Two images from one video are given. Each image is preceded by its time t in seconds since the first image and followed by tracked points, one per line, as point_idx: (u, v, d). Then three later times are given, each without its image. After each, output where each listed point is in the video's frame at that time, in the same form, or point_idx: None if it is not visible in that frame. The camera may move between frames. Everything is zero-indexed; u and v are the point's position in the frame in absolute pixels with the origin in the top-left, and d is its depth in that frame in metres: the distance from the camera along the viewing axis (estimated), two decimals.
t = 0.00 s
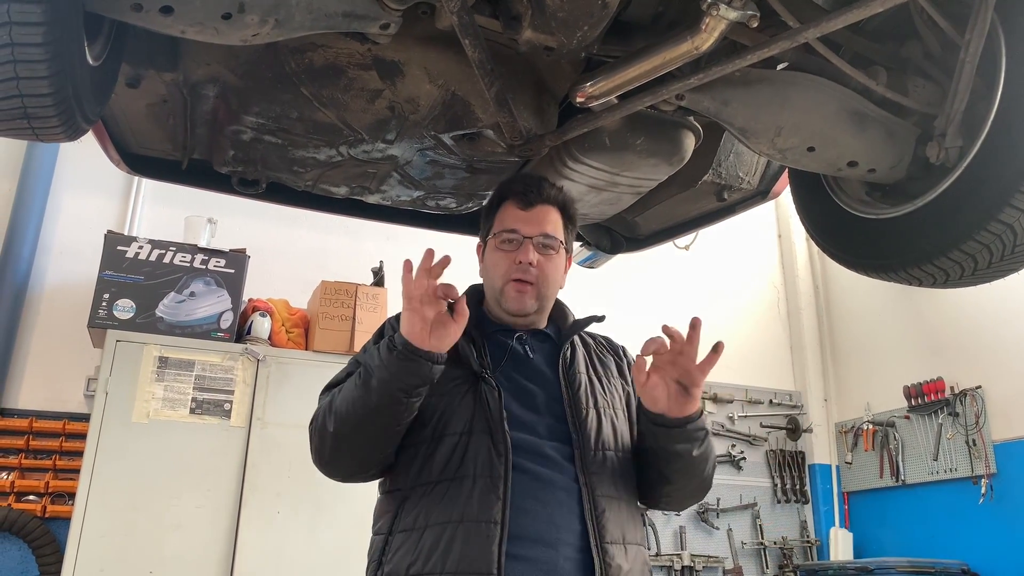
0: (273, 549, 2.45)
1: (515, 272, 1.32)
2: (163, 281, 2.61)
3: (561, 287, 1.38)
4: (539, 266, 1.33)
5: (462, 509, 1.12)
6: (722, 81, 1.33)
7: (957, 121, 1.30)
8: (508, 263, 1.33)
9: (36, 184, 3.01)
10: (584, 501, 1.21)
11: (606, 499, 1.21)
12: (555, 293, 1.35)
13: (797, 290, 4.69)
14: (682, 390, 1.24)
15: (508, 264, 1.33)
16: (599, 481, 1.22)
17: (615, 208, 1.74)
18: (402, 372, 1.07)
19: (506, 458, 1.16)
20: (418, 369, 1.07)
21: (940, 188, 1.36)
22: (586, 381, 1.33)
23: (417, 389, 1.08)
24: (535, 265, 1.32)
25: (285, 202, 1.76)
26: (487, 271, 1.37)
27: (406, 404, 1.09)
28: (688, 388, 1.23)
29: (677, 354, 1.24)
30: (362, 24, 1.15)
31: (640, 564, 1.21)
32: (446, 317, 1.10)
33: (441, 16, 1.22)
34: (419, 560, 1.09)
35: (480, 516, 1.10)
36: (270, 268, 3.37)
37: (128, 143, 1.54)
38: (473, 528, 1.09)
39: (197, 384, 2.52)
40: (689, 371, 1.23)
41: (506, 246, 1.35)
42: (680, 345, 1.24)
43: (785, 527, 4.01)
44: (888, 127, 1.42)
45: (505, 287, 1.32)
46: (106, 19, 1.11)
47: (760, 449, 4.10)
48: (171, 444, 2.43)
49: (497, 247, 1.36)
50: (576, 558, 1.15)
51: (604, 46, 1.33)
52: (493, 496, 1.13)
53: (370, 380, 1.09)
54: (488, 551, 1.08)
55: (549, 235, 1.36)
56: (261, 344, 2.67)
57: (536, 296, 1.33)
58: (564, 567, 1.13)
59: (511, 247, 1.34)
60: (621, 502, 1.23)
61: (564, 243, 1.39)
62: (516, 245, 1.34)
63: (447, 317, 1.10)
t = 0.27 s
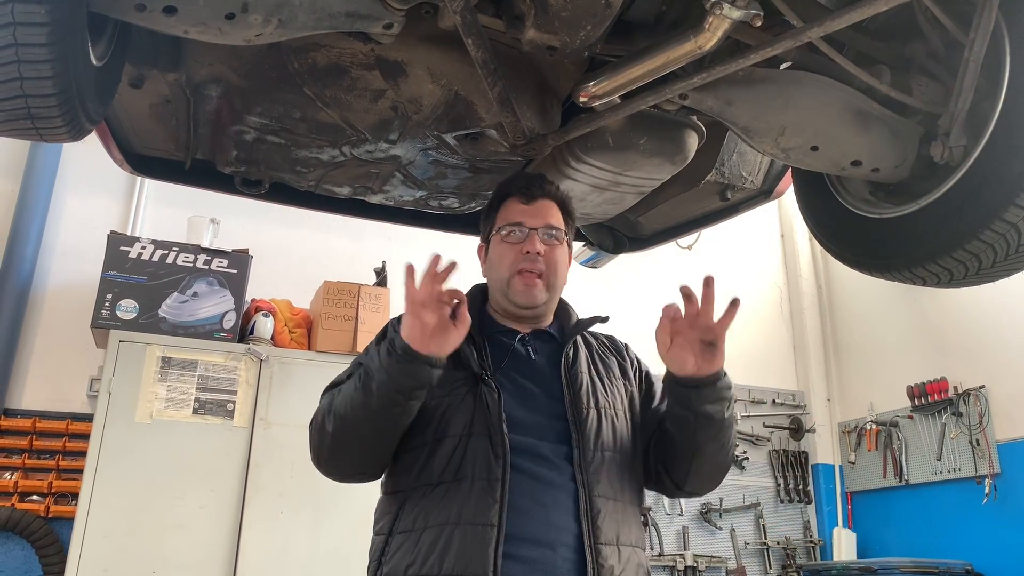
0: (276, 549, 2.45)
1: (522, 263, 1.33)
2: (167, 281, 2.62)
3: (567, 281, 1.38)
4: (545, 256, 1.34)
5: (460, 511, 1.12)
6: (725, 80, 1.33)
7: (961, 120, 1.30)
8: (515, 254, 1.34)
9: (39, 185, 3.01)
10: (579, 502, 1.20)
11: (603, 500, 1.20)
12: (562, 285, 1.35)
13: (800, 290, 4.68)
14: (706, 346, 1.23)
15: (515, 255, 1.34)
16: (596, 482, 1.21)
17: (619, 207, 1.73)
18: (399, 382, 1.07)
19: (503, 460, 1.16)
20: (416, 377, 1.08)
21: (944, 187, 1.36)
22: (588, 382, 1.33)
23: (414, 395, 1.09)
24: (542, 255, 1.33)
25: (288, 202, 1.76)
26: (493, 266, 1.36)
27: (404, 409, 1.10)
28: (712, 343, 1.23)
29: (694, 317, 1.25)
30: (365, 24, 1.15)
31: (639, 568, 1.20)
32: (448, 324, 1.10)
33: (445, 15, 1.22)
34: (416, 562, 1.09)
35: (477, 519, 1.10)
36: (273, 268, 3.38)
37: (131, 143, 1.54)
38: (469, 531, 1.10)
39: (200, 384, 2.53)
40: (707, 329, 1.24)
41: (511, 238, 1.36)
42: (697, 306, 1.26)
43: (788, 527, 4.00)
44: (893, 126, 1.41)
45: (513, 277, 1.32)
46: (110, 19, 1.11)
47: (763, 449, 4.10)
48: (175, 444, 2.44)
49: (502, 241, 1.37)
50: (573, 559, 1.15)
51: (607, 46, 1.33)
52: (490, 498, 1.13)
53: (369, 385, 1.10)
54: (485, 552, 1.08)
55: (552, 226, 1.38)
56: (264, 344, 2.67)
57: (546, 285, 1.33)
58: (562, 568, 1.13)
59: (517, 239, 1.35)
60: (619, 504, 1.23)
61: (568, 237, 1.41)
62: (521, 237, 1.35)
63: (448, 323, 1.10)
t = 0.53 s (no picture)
0: (278, 549, 2.45)
1: (517, 272, 1.33)
2: (168, 281, 2.62)
3: (565, 287, 1.38)
4: (542, 266, 1.33)
5: (457, 514, 1.12)
6: (725, 79, 1.33)
7: (962, 119, 1.30)
8: (510, 263, 1.34)
9: (41, 185, 3.02)
10: (580, 504, 1.20)
11: (602, 502, 1.21)
12: (559, 293, 1.36)
13: (802, 289, 4.67)
14: (705, 369, 1.25)
15: (511, 263, 1.34)
16: (595, 485, 1.22)
17: (619, 207, 1.73)
18: (381, 400, 1.07)
19: (501, 463, 1.16)
20: (397, 394, 1.08)
21: (944, 186, 1.36)
22: (586, 386, 1.33)
23: (398, 409, 1.09)
24: (538, 265, 1.33)
25: (288, 202, 1.76)
26: (490, 272, 1.37)
27: (390, 424, 1.10)
28: (711, 367, 1.24)
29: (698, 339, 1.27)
30: (365, 24, 1.15)
31: (637, 570, 1.20)
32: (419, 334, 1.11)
33: (444, 15, 1.22)
34: (413, 565, 1.09)
35: (474, 522, 1.11)
36: (274, 268, 3.38)
37: (132, 144, 1.54)
38: (466, 534, 1.10)
39: (201, 384, 2.53)
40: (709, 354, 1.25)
41: (508, 247, 1.35)
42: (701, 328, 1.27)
43: (790, 527, 4.00)
44: (893, 125, 1.41)
45: (508, 286, 1.32)
46: (109, 19, 1.11)
47: (765, 449, 4.09)
48: (176, 444, 2.44)
49: (498, 249, 1.37)
50: (572, 560, 1.15)
51: (607, 46, 1.33)
52: (487, 502, 1.13)
53: (352, 402, 1.10)
54: (481, 555, 1.08)
55: (549, 235, 1.37)
56: (266, 344, 2.68)
57: (542, 294, 1.33)
58: (560, 568, 1.12)
59: (513, 248, 1.35)
60: (616, 505, 1.23)
61: (565, 243, 1.40)
62: (518, 246, 1.35)
63: (420, 333, 1.11)
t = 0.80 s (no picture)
0: (278, 548, 2.45)
1: (516, 275, 1.33)
2: (168, 281, 2.62)
3: (563, 287, 1.38)
4: (540, 267, 1.33)
5: (458, 514, 1.12)
6: (725, 78, 1.32)
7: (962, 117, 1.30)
8: (509, 265, 1.34)
9: (42, 185, 3.02)
10: (581, 505, 1.20)
11: (602, 503, 1.21)
12: (558, 293, 1.36)
13: (803, 289, 4.67)
14: (702, 386, 1.25)
15: (510, 266, 1.34)
16: (595, 485, 1.22)
17: (619, 206, 1.73)
18: (381, 403, 1.08)
19: (501, 463, 1.16)
20: (397, 397, 1.08)
21: (943, 185, 1.36)
22: (586, 387, 1.33)
23: (398, 413, 1.09)
24: (536, 266, 1.33)
25: (288, 202, 1.76)
26: (489, 274, 1.37)
27: (391, 428, 1.10)
28: (709, 384, 1.24)
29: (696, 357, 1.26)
30: (364, 23, 1.15)
31: (635, 570, 1.21)
32: (419, 336, 1.10)
33: (443, 14, 1.22)
34: (413, 564, 1.09)
35: (474, 521, 1.10)
36: (275, 268, 3.38)
37: (132, 143, 1.54)
38: (467, 534, 1.10)
39: (202, 384, 2.53)
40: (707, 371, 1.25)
41: (507, 248, 1.35)
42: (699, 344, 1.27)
43: (791, 526, 3.99)
44: (893, 124, 1.41)
45: (507, 289, 1.32)
46: (108, 18, 1.11)
47: (766, 449, 4.09)
48: (176, 444, 2.44)
49: (497, 250, 1.37)
50: (572, 560, 1.15)
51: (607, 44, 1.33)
52: (488, 501, 1.13)
53: (352, 406, 1.10)
54: (482, 555, 1.08)
55: (547, 235, 1.37)
56: (266, 344, 2.68)
57: (541, 295, 1.33)
58: (561, 568, 1.12)
59: (511, 250, 1.35)
60: (615, 506, 1.23)
61: (564, 243, 1.40)
62: (517, 247, 1.35)
63: (420, 335, 1.11)
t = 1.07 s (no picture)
0: (278, 548, 2.45)
1: (518, 265, 1.33)
2: (168, 280, 2.62)
3: (563, 283, 1.39)
4: (541, 259, 1.34)
5: (457, 513, 1.11)
6: (726, 75, 1.32)
7: (962, 113, 1.30)
8: (509, 257, 1.34)
9: (42, 184, 3.02)
10: (580, 505, 1.20)
11: (601, 502, 1.21)
12: (557, 288, 1.36)
13: (804, 288, 4.66)
14: (684, 402, 1.24)
15: (511, 258, 1.34)
16: (594, 484, 1.22)
17: (619, 204, 1.73)
18: (394, 449, 1.05)
19: (501, 462, 1.16)
20: (410, 442, 1.05)
21: (944, 182, 1.35)
22: (584, 386, 1.33)
23: (409, 453, 1.06)
24: (538, 258, 1.33)
25: (288, 200, 1.76)
26: (489, 267, 1.36)
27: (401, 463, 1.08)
28: (690, 399, 1.23)
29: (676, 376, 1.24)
30: (363, 19, 1.14)
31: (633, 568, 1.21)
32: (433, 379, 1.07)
33: (442, 10, 1.22)
34: (412, 562, 1.09)
35: (474, 520, 1.10)
36: (275, 267, 3.38)
37: (131, 141, 1.54)
38: (467, 533, 1.09)
39: (202, 383, 2.53)
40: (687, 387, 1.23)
41: (507, 242, 1.36)
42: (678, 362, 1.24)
43: (792, 526, 3.99)
44: (893, 120, 1.41)
45: (508, 279, 1.32)
46: (106, 15, 1.11)
47: (768, 448, 4.08)
48: (177, 442, 2.44)
49: (498, 243, 1.37)
50: (571, 560, 1.14)
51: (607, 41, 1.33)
52: (488, 500, 1.12)
53: (362, 445, 1.06)
54: (481, 553, 1.08)
55: (548, 230, 1.37)
56: (267, 343, 2.68)
57: (541, 286, 1.33)
58: (560, 568, 1.12)
59: (513, 242, 1.36)
60: (614, 505, 1.23)
61: (564, 239, 1.41)
62: (517, 240, 1.35)
63: (435, 379, 1.07)
